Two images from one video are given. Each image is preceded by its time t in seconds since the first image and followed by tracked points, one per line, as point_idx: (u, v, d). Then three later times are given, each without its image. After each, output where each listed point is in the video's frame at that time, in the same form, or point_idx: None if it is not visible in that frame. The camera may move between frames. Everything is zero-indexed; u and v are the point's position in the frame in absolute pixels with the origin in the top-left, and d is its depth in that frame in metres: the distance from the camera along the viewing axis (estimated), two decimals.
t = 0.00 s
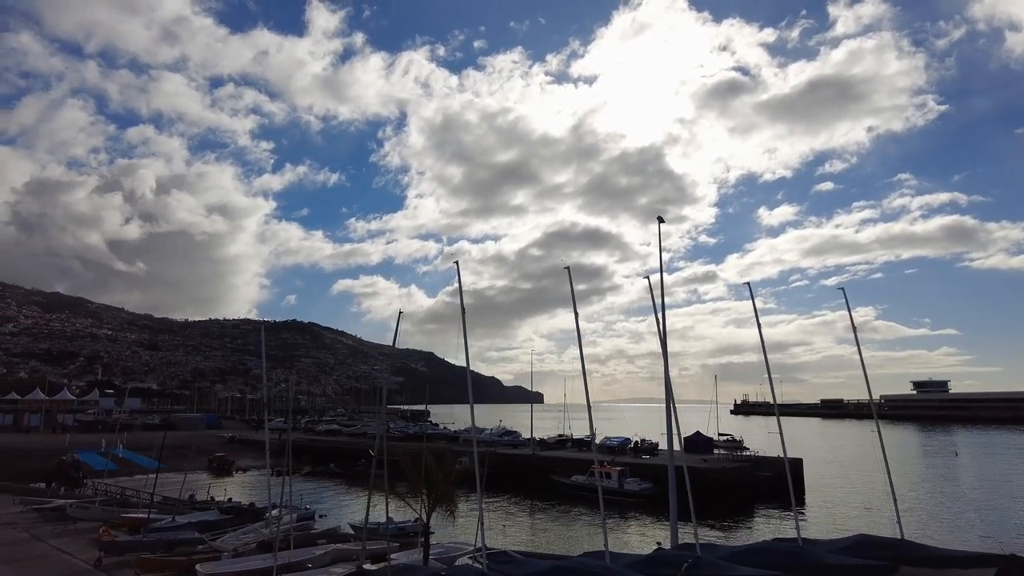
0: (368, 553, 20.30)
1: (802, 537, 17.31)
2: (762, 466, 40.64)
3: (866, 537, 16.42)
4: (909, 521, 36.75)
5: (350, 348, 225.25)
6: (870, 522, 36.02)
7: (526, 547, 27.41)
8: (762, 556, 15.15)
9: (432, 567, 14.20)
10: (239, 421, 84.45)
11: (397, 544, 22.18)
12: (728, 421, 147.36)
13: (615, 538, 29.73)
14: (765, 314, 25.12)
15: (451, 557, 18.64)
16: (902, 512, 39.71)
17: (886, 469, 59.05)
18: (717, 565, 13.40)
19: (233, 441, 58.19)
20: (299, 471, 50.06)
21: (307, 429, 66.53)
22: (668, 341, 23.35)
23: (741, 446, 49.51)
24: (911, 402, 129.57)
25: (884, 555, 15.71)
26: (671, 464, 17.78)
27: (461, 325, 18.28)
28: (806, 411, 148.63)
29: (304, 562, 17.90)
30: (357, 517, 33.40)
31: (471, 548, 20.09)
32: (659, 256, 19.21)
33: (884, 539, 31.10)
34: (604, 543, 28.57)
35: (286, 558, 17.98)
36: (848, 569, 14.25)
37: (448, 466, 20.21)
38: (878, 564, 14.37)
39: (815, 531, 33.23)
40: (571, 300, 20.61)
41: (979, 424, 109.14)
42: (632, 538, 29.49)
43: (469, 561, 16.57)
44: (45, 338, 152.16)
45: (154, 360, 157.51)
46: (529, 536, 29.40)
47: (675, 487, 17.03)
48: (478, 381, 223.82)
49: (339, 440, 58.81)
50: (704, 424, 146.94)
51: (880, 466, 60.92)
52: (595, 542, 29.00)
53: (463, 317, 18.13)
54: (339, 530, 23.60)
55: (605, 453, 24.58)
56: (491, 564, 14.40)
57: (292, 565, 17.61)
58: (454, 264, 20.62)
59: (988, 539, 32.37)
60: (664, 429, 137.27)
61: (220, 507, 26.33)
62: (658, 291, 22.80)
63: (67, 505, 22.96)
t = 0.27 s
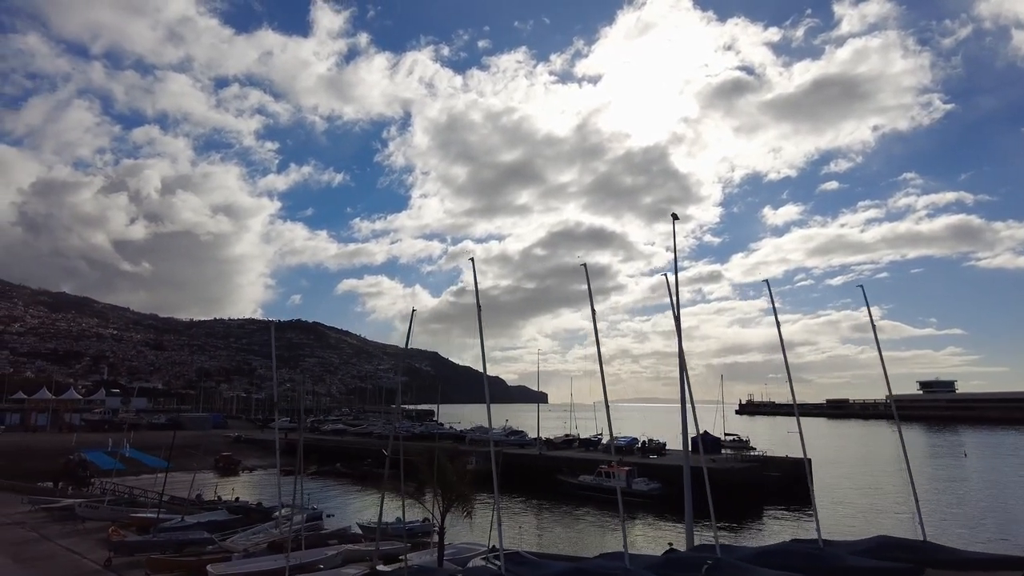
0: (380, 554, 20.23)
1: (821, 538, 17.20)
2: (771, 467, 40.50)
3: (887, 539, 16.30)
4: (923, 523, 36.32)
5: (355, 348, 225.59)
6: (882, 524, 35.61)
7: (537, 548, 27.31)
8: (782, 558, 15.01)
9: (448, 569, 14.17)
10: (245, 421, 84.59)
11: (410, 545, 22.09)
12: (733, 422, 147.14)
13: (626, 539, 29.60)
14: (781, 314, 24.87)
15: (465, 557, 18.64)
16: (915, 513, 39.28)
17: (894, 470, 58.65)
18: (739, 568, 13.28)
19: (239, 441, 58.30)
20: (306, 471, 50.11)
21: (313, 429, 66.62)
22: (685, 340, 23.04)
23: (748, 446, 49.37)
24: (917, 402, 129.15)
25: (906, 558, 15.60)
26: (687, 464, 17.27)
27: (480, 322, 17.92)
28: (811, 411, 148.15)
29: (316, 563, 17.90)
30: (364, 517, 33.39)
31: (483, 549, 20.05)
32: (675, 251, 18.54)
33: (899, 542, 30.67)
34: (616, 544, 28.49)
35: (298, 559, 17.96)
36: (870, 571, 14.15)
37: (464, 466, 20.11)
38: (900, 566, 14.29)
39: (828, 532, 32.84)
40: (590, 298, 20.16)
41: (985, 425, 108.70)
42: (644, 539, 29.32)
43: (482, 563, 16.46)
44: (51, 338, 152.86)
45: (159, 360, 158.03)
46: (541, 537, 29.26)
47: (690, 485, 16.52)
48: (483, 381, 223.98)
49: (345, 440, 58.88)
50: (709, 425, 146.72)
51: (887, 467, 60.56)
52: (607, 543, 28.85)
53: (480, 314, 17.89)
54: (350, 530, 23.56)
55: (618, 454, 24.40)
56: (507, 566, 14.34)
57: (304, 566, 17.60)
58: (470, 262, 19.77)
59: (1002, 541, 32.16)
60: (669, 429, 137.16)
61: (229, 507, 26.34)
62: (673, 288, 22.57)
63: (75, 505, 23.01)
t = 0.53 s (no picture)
0: (392, 561, 20.14)
1: (845, 546, 17.11)
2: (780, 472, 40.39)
3: (911, 547, 16.15)
4: (937, 529, 35.94)
5: (360, 352, 225.94)
6: (898, 530, 35.21)
7: (548, 554, 27.16)
8: (805, 565, 14.72)
9: None
10: (251, 424, 84.88)
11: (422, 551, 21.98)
12: (738, 426, 146.73)
13: (638, 546, 29.38)
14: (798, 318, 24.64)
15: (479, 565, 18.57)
16: (928, 519, 38.89)
17: (904, 475, 58.21)
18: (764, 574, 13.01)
19: (245, 445, 58.39)
20: (312, 475, 50.11)
21: (319, 433, 66.68)
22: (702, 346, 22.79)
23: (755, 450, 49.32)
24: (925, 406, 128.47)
25: (932, 566, 15.32)
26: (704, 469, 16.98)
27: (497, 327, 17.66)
28: (817, 415, 147.50)
29: (328, 569, 17.82)
30: (372, 522, 33.38)
31: (495, 556, 19.97)
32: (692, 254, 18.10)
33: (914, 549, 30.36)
34: (627, 551, 28.21)
35: (310, 566, 17.93)
36: None
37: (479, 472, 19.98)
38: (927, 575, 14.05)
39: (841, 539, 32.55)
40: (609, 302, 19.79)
41: (994, 429, 107.90)
42: (657, 546, 29.10)
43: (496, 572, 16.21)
44: (58, 342, 153.67)
45: (165, 364, 158.56)
46: (553, 543, 29.06)
47: (706, 491, 16.24)
48: (488, 385, 223.85)
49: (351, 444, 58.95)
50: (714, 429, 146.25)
51: (896, 472, 60.12)
52: (619, 549, 28.67)
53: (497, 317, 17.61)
54: (362, 535, 23.51)
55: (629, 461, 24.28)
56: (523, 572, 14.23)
57: (317, 572, 17.52)
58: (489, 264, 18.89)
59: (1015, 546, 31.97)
60: (674, 433, 136.77)
61: (236, 512, 26.35)
62: (688, 289, 22.39)
63: (84, 509, 23.07)
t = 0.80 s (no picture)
0: (404, 562, 20.05)
1: (867, 548, 16.97)
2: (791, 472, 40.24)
3: (936, 548, 16.08)
4: (953, 531, 35.60)
5: (365, 352, 226.41)
6: (913, 532, 34.85)
7: (560, 556, 26.92)
8: (828, 567, 14.47)
9: None
10: (257, 425, 85.13)
11: (433, 552, 21.78)
12: (745, 427, 146.31)
13: (651, 548, 29.12)
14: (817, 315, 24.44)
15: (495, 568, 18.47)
16: (941, 520, 38.55)
17: (913, 476, 57.85)
18: None
19: (252, 445, 58.54)
20: (319, 475, 50.15)
21: (325, 433, 66.82)
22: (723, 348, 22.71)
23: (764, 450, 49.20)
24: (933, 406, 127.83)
25: (955, 570, 15.15)
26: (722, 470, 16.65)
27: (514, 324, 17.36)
28: (823, 416, 147.03)
29: (341, 571, 17.76)
30: (380, 524, 33.41)
31: (507, 559, 19.90)
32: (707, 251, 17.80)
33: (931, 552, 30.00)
34: (640, 553, 27.97)
35: (323, 567, 17.81)
36: None
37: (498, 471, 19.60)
38: None
39: (855, 540, 32.29)
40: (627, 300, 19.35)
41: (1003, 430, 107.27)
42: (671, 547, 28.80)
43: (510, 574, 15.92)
44: (65, 343, 154.53)
45: (172, 365, 159.20)
46: (565, 545, 28.82)
47: (723, 493, 15.94)
48: (493, 386, 223.91)
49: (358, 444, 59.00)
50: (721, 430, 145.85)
51: (905, 473, 59.77)
52: (632, 551, 28.37)
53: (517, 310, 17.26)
54: (373, 536, 23.39)
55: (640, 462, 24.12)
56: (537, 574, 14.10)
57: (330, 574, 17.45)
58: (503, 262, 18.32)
59: None
60: (681, 434, 136.42)
61: (246, 513, 26.36)
62: (706, 288, 22.21)
63: (94, 509, 23.17)
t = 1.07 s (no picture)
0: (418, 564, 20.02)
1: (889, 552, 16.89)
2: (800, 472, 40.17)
3: (960, 553, 16.06)
4: (965, 532, 35.25)
5: (370, 353, 226.90)
6: (925, 534, 34.57)
7: (571, 558, 26.89)
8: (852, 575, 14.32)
9: None
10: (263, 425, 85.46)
11: (446, 555, 21.80)
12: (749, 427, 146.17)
13: (662, 550, 28.94)
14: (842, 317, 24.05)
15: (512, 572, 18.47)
16: (954, 522, 38.16)
17: (922, 477, 57.53)
18: None
19: (258, 446, 58.73)
20: (326, 476, 50.26)
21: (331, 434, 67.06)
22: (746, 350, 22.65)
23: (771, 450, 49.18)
24: (939, 406, 127.43)
25: None
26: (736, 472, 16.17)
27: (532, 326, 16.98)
28: (829, 416, 146.46)
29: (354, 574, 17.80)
30: (391, 525, 33.49)
31: (521, 562, 19.86)
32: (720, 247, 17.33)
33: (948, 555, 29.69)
34: (653, 556, 27.79)
35: (335, 571, 17.82)
36: None
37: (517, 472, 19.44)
38: None
39: (869, 542, 32.07)
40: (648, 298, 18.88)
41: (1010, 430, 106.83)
42: (683, 550, 28.76)
43: None
44: (72, 344, 155.31)
45: (177, 366, 159.81)
46: (577, 547, 28.74)
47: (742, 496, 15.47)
48: (498, 386, 224.17)
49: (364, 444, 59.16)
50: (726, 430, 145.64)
51: (914, 474, 59.40)
52: (644, 553, 28.25)
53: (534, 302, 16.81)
54: (383, 539, 23.47)
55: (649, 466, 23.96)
56: None
57: None
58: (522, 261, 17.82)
59: None
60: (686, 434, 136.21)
61: (255, 515, 26.44)
62: (723, 287, 22.08)
63: (105, 511, 23.19)
